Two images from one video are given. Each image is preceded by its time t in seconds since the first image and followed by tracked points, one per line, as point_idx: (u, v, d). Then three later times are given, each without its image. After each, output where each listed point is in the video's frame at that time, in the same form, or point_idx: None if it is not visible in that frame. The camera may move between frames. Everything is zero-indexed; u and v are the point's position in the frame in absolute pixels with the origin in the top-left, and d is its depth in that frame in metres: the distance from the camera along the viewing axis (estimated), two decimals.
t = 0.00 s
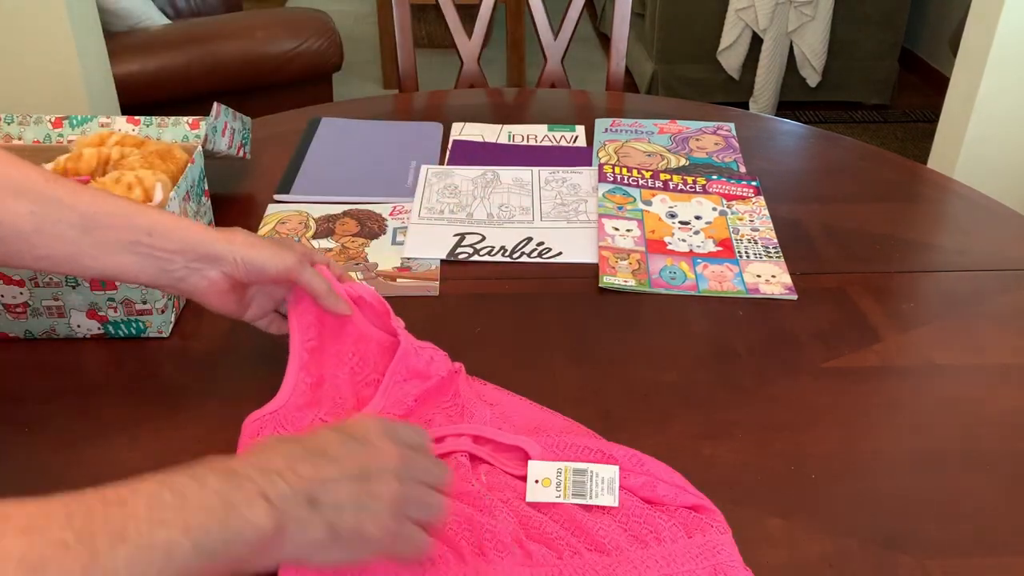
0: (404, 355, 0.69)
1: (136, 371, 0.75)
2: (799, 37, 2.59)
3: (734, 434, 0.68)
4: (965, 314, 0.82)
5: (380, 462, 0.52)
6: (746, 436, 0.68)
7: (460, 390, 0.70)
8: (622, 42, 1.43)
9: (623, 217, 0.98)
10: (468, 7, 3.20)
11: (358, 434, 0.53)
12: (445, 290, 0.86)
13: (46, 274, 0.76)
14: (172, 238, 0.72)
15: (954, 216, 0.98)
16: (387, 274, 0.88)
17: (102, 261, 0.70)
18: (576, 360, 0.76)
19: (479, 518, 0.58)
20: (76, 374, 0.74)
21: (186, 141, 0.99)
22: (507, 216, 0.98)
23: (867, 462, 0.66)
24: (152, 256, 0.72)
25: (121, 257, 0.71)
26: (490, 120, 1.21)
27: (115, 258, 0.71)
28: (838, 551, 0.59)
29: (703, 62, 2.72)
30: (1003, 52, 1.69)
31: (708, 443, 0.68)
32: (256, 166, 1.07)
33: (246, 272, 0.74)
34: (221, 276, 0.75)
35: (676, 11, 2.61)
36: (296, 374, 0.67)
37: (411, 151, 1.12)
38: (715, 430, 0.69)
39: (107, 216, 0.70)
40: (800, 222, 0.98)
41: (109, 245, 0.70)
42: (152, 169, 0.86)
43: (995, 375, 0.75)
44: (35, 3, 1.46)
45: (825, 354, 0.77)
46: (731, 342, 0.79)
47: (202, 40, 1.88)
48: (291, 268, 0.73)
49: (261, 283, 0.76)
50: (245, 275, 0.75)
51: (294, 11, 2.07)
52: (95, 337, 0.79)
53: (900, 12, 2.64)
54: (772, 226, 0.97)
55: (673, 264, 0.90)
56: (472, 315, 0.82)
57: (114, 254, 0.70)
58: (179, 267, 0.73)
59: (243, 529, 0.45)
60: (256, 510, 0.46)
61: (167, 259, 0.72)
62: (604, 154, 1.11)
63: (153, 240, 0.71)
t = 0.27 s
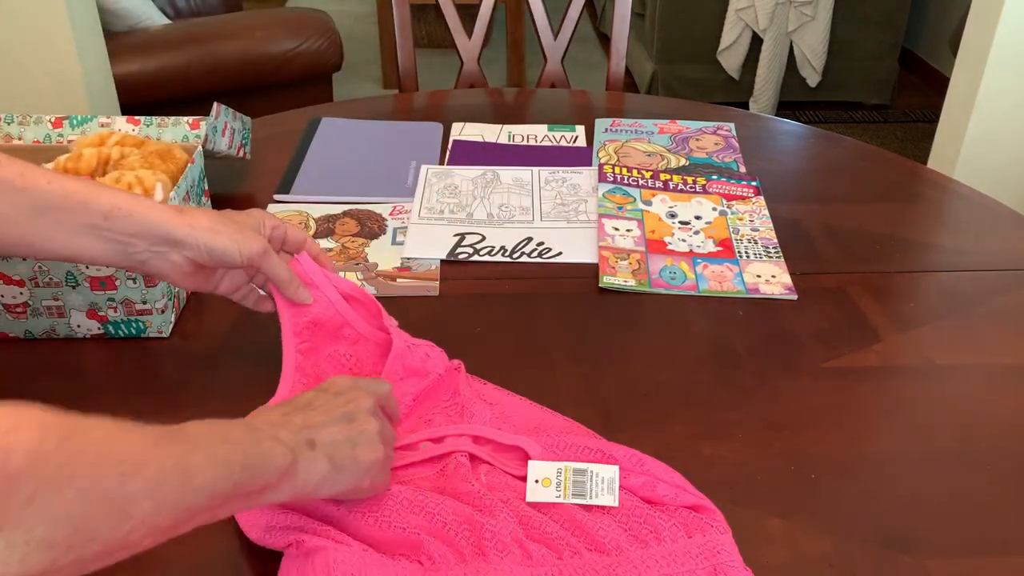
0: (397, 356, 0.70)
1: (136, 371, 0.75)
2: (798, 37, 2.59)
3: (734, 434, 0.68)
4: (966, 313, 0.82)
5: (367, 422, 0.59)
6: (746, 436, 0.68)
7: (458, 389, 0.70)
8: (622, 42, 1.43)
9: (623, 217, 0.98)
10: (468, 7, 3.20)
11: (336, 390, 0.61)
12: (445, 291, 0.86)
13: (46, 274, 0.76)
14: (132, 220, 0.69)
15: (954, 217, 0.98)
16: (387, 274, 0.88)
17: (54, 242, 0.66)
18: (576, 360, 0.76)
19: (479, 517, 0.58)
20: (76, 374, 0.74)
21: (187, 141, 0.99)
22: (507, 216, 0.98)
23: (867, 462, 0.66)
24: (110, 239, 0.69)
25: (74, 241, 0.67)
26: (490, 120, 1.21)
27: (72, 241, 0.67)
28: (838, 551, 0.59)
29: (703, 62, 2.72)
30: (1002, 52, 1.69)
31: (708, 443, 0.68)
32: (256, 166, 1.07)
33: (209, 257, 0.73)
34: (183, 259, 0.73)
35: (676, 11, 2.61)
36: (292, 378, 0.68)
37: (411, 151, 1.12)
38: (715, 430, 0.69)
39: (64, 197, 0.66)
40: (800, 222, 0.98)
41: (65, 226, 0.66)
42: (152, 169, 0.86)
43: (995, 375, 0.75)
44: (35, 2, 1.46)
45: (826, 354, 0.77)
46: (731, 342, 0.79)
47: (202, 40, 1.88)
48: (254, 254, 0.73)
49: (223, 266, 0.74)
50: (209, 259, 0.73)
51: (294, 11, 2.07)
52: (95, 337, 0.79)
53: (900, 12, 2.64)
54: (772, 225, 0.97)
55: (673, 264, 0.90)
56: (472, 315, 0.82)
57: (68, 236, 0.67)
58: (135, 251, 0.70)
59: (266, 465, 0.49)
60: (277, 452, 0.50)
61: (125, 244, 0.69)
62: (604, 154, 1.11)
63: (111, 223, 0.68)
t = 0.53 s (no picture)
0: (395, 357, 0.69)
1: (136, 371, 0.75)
2: (799, 37, 2.59)
3: (734, 435, 0.68)
4: (966, 313, 0.82)
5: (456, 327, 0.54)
6: (746, 436, 0.68)
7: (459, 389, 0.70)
8: (622, 42, 1.43)
9: (622, 217, 0.98)
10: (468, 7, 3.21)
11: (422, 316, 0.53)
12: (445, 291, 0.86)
13: (46, 274, 0.76)
14: (126, 216, 0.69)
15: (954, 217, 0.98)
16: (387, 274, 0.88)
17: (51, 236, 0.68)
18: (577, 360, 0.76)
19: (479, 517, 0.58)
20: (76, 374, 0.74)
21: (187, 141, 0.99)
22: (506, 215, 0.98)
23: (867, 463, 0.66)
24: (102, 233, 0.69)
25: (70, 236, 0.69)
26: (490, 120, 1.21)
27: (66, 235, 0.69)
28: (838, 551, 0.59)
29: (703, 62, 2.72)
30: (1003, 52, 1.69)
31: (708, 443, 0.68)
32: (256, 166, 1.07)
33: (203, 252, 0.72)
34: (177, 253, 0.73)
35: (676, 11, 2.61)
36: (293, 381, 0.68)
37: (411, 151, 1.12)
38: (715, 430, 0.69)
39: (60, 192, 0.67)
40: (800, 222, 0.98)
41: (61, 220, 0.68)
42: (152, 169, 0.86)
43: (995, 375, 0.75)
44: (36, 2, 1.46)
45: (826, 354, 0.77)
46: (731, 342, 0.79)
47: (202, 40, 1.88)
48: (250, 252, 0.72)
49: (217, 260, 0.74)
50: (202, 254, 0.72)
51: (294, 11, 2.07)
52: (95, 337, 0.79)
53: (900, 12, 2.64)
54: (772, 225, 0.97)
55: (673, 264, 0.90)
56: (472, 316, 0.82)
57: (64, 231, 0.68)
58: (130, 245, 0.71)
59: (342, 390, 0.48)
60: (356, 373, 0.49)
61: (118, 238, 0.70)
62: (604, 154, 1.11)
63: (103, 217, 0.69)
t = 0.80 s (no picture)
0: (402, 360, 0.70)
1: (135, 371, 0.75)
2: (799, 37, 2.59)
3: (734, 435, 0.68)
4: (966, 314, 0.82)
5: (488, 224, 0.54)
6: (746, 436, 0.68)
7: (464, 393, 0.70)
8: (622, 42, 1.43)
9: (623, 217, 0.98)
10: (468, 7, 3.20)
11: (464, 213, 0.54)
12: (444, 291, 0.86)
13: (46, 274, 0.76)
14: (127, 196, 0.67)
15: (954, 217, 0.98)
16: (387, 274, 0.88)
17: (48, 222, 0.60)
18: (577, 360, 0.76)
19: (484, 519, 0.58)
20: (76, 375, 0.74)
21: (187, 141, 0.99)
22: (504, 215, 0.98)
23: (867, 463, 0.66)
24: (105, 217, 0.66)
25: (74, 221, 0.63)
26: (490, 120, 1.21)
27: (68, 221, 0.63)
28: (838, 551, 0.59)
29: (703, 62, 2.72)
30: (1003, 53, 1.69)
31: (708, 443, 0.68)
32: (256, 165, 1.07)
33: (204, 231, 0.75)
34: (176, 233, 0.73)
35: (676, 11, 2.61)
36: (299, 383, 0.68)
37: (411, 150, 1.12)
38: (715, 430, 0.69)
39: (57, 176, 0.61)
40: (800, 222, 0.98)
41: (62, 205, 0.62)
42: (152, 169, 0.86)
43: (995, 375, 0.75)
44: (36, 2, 1.46)
45: (826, 354, 0.77)
46: (731, 342, 0.79)
47: (202, 39, 1.88)
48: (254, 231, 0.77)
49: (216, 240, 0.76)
50: (203, 232, 0.75)
51: (295, 11, 2.07)
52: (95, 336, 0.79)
53: (900, 12, 2.64)
54: (772, 226, 0.97)
55: (673, 264, 0.90)
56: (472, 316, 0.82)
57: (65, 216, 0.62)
58: (131, 227, 0.69)
59: (406, 281, 0.47)
60: (417, 266, 0.48)
61: (122, 220, 0.68)
62: (604, 154, 1.11)
63: (105, 203, 0.65)
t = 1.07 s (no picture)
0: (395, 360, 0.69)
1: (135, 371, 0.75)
2: (798, 37, 2.59)
3: (734, 434, 0.68)
4: (966, 314, 0.82)
5: (333, 306, 0.61)
6: (746, 436, 0.68)
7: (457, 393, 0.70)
8: (622, 42, 1.43)
9: (623, 217, 0.98)
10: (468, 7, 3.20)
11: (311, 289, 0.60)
12: (444, 291, 0.86)
13: (45, 274, 0.76)
14: (127, 207, 0.70)
15: (954, 217, 0.98)
16: (387, 274, 0.88)
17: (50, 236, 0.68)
18: (577, 360, 0.76)
19: (479, 523, 0.58)
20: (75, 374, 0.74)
21: (187, 141, 0.99)
22: (506, 215, 0.98)
23: (867, 463, 0.66)
24: (105, 228, 0.69)
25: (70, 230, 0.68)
26: (490, 120, 1.21)
27: (65, 229, 0.68)
28: (838, 552, 0.59)
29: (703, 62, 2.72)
30: (1003, 52, 1.69)
31: (708, 443, 0.68)
32: (256, 165, 1.07)
33: (210, 244, 0.73)
34: (183, 246, 0.73)
35: (676, 11, 2.61)
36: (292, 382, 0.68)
37: (412, 150, 1.12)
38: (715, 430, 0.69)
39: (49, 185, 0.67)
40: (800, 222, 0.98)
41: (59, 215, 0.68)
42: (152, 169, 0.86)
43: (995, 375, 0.75)
44: (36, 2, 1.46)
45: (826, 354, 0.77)
46: (731, 342, 0.79)
47: (203, 39, 1.88)
48: (260, 244, 0.73)
49: (225, 254, 0.74)
50: (209, 246, 0.73)
51: (294, 11, 2.07)
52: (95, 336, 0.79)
53: (900, 12, 2.64)
54: (772, 226, 0.97)
55: (673, 264, 0.90)
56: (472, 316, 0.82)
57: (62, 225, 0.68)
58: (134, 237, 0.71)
59: (236, 362, 0.53)
60: (248, 344, 0.54)
61: (124, 231, 0.70)
62: (604, 154, 1.11)
63: (107, 214, 0.69)
